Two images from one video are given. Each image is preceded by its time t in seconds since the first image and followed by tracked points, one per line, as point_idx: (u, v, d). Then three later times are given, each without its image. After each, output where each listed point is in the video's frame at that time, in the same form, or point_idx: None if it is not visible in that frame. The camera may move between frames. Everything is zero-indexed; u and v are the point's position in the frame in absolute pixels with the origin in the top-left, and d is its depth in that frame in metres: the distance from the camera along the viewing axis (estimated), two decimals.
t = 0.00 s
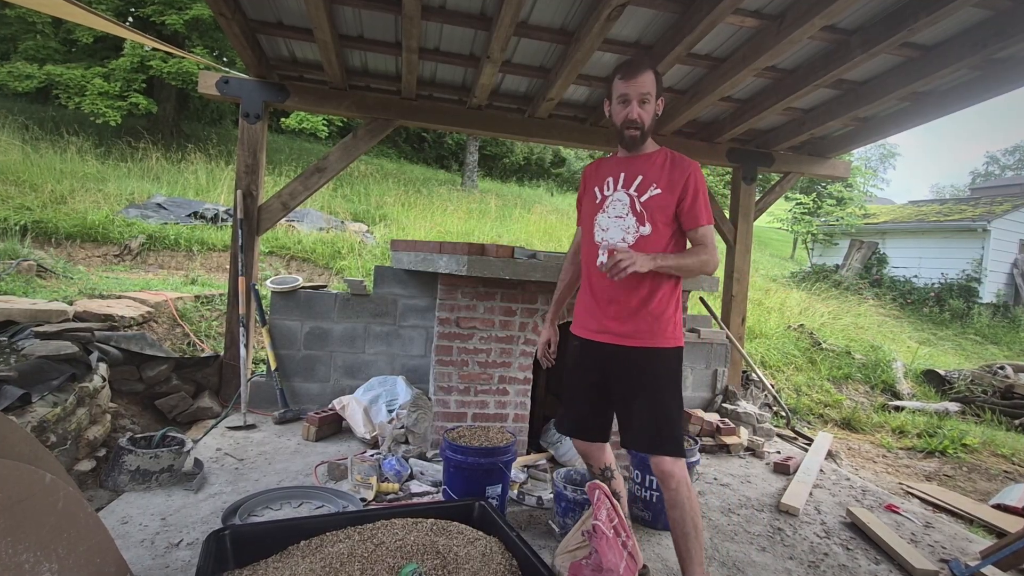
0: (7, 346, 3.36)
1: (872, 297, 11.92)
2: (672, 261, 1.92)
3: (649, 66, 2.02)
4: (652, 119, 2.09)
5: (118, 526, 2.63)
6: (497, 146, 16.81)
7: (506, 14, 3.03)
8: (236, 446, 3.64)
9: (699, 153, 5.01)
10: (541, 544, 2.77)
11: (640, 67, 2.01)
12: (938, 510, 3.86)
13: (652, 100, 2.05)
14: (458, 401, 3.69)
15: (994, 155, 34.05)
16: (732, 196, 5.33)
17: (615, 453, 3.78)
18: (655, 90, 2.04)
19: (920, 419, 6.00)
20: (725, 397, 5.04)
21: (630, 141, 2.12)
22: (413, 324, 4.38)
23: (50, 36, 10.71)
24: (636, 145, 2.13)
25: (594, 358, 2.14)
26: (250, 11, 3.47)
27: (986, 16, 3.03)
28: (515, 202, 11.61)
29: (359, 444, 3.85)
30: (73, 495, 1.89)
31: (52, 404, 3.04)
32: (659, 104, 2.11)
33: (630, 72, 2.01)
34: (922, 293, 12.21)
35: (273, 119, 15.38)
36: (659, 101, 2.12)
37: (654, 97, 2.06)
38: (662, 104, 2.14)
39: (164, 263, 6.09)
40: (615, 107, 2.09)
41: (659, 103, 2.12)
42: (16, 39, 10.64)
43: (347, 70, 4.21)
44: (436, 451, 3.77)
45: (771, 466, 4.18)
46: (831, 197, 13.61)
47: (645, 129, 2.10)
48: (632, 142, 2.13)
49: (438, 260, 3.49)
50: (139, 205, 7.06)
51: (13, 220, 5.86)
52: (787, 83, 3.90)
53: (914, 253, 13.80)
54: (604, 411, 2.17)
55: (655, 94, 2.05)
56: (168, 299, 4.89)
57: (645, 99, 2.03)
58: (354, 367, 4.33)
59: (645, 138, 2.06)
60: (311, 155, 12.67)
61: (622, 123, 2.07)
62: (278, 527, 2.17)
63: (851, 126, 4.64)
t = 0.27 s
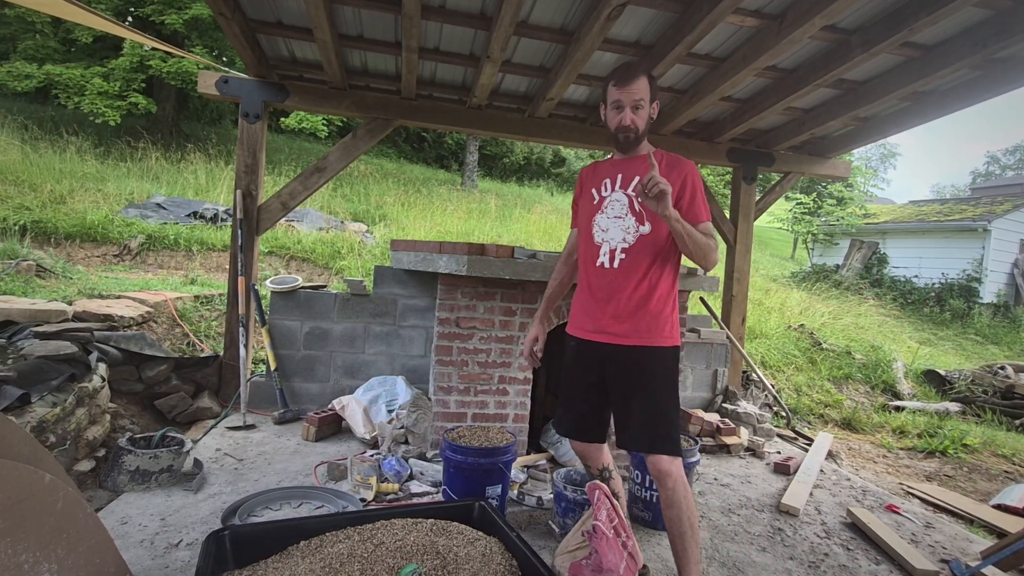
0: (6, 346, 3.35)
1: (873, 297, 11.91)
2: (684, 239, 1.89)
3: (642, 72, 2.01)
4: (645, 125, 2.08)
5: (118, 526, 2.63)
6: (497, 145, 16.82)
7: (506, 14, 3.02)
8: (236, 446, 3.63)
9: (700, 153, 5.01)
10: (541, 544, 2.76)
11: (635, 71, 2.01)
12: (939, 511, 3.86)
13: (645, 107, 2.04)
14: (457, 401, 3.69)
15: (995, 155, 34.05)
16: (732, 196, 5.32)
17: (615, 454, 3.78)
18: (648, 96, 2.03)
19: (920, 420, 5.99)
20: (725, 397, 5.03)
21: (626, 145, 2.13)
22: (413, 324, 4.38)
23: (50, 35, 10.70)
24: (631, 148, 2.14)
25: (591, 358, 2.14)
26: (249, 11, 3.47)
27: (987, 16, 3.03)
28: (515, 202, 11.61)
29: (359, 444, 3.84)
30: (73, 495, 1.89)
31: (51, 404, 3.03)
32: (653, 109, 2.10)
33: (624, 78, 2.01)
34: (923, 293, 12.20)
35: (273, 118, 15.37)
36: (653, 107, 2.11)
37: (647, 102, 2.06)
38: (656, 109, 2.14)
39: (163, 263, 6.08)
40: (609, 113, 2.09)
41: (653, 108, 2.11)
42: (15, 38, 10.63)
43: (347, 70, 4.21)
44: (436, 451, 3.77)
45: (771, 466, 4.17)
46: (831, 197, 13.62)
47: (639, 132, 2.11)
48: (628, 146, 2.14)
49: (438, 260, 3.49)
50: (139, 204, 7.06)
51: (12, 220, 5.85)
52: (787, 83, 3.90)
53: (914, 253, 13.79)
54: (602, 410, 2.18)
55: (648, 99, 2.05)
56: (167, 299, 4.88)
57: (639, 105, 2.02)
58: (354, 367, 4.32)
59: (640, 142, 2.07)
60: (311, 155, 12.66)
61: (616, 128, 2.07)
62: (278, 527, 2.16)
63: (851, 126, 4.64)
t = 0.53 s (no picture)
0: (5, 346, 3.35)
1: (873, 297, 11.91)
2: (671, 268, 1.96)
3: (637, 73, 2.00)
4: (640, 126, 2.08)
5: (117, 526, 2.62)
6: (497, 145, 16.82)
7: (506, 13, 3.02)
8: (235, 447, 3.62)
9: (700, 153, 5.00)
10: (541, 544, 2.76)
11: (630, 73, 2.00)
12: (939, 511, 3.85)
13: (640, 109, 2.04)
14: (457, 401, 3.68)
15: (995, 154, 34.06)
16: (732, 196, 5.31)
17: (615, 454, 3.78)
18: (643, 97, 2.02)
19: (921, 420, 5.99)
20: (725, 397, 5.03)
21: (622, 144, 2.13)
22: (413, 324, 4.37)
23: (49, 34, 10.69)
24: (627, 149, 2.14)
25: (592, 357, 2.13)
26: (249, 10, 3.46)
27: (988, 15, 3.02)
28: (515, 201, 11.61)
29: (359, 444, 3.84)
30: (72, 495, 1.88)
31: (51, 404, 3.03)
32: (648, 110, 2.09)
33: (618, 81, 2.00)
34: (923, 293, 12.20)
35: (272, 118, 15.36)
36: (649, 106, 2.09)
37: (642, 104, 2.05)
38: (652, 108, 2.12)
39: (163, 263, 6.07)
40: (604, 114, 2.08)
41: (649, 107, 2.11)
42: (15, 38, 10.63)
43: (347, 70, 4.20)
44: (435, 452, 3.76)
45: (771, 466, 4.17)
46: (832, 196, 13.63)
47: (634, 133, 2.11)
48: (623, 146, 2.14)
49: (438, 260, 3.49)
50: (138, 204, 7.05)
51: (12, 220, 5.85)
52: (787, 82, 3.89)
53: (915, 253, 13.79)
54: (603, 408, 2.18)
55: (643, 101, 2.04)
56: (167, 299, 4.88)
57: (633, 106, 2.02)
58: (353, 367, 4.32)
59: (635, 143, 2.07)
60: (311, 155, 12.66)
61: (611, 130, 2.07)
62: (277, 528, 2.16)
63: (852, 125, 4.64)
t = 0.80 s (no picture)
0: (5, 346, 3.35)
1: (874, 297, 11.90)
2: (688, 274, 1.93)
3: (640, 67, 1.98)
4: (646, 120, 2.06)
5: (117, 526, 2.62)
6: (497, 145, 16.82)
7: (506, 13, 3.02)
8: (235, 447, 3.62)
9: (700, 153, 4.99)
10: (541, 545, 2.75)
11: (634, 68, 1.97)
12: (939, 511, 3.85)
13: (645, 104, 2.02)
14: (457, 401, 3.68)
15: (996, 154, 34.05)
16: (733, 195, 5.31)
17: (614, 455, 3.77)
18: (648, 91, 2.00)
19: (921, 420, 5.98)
20: (725, 397, 5.03)
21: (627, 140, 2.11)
22: (413, 324, 4.37)
23: (48, 34, 10.69)
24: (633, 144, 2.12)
25: (602, 357, 2.14)
26: (249, 10, 3.45)
27: (988, 15, 3.02)
28: (515, 201, 11.61)
29: (358, 444, 3.84)
30: (72, 495, 1.88)
31: (50, 404, 3.02)
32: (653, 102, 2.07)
33: (622, 77, 1.98)
34: (924, 293, 12.20)
35: (272, 118, 15.36)
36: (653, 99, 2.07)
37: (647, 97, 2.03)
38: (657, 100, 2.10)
39: (162, 263, 6.07)
40: (609, 110, 2.06)
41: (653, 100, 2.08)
42: (14, 37, 10.62)
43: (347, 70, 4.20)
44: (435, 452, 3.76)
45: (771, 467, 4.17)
46: (832, 196, 13.63)
47: (640, 127, 2.08)
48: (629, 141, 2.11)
49: (438, 260, 3.48)
50: (138, 204, 7.05)
51: (11, 220, 5.84)
52: (787, 82, 3.89)
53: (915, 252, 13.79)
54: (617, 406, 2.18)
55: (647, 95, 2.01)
56: (166, 299, 4.87)
57: (638, 101, 2.00)
58: (353, 367, 4.32)
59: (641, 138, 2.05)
60: (310, 155, 12.65)
61: (616, 125, 2.05)
62: (277, 528, 2.15)
63: (852, 125, 4.63)
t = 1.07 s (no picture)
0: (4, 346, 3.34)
1: (874, 297, 11.90)
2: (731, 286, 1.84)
3: (679, 55, 1.87)
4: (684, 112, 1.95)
5: (116, 526, 2.61)
6: (496, 144, 16.79)
7: (506, 12, 3.01)
8: (234, 447, 3.61)
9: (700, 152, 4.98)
10: (541, 545, 2.75)
11: (671, 58, 1.86)
12: (939, 511, 3.85)
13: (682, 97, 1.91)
14: (457, 401, 3.67)
15: (997, 154, 34.04)
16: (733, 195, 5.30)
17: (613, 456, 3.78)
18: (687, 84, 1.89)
19: (922, 420, 5.98)
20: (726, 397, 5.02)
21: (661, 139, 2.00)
22: (412, 324, 4.36)
23: (48, 34, 10.69)
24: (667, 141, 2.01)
25: (637, 368, 2.08)
26: (248, 9, 3.45)
27: (988, 15, 3.02)
28: (515, 201, 11.60)
29: (358, 444, 3.83)
30: (71, 495, 1.87)
31: (49, 404, 3.02)
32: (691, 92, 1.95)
33: (658, 67, 1.87)
34: (924, 293, 12.20)
35: (272, 118, 15.36)
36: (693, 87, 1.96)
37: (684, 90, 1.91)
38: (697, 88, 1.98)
39: (161, 263, 6.06)
40: (643, 103, 1.97)
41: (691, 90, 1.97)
42: (13, 37, 10.62)
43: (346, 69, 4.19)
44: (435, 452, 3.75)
45: (771, 467, 4.16)
46: (832, 196, 13.63)
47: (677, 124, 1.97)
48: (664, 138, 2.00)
49: (438, 260, 3.48)
50: (137, 204, 7.05)
51: (10, 220, 5.84)
52: (788, 81, 3.88)
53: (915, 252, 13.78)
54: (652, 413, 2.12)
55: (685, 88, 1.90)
56: (166, 299, 4.87)
57: (675, 95, 1.90)
58: (353, 367, 4.31)
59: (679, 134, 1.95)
60: (310, 154, 12.65)
61: (650, 121, 1.96)
62: (276, 528, 2.15)
63: (853, 125, 4.63)
